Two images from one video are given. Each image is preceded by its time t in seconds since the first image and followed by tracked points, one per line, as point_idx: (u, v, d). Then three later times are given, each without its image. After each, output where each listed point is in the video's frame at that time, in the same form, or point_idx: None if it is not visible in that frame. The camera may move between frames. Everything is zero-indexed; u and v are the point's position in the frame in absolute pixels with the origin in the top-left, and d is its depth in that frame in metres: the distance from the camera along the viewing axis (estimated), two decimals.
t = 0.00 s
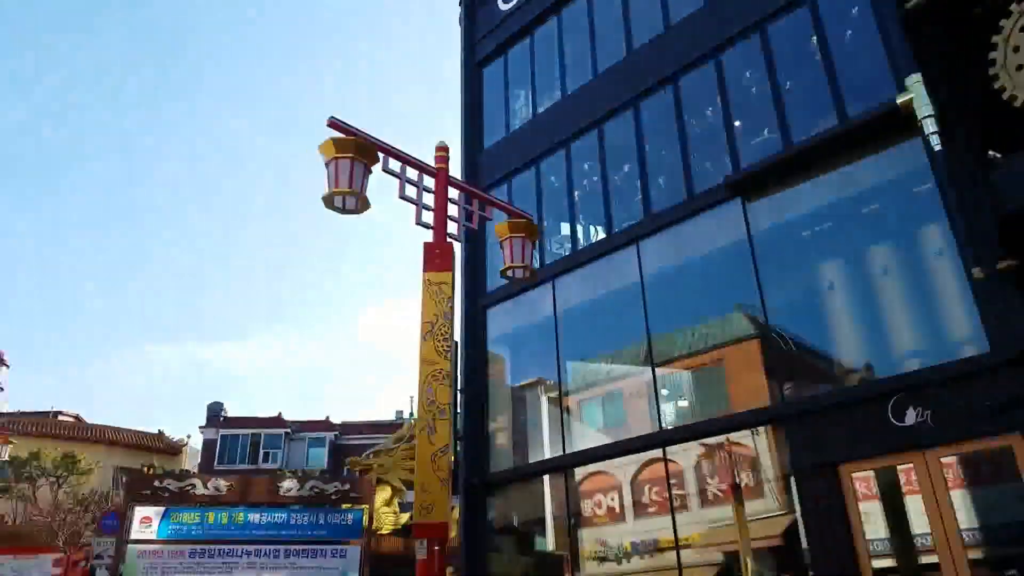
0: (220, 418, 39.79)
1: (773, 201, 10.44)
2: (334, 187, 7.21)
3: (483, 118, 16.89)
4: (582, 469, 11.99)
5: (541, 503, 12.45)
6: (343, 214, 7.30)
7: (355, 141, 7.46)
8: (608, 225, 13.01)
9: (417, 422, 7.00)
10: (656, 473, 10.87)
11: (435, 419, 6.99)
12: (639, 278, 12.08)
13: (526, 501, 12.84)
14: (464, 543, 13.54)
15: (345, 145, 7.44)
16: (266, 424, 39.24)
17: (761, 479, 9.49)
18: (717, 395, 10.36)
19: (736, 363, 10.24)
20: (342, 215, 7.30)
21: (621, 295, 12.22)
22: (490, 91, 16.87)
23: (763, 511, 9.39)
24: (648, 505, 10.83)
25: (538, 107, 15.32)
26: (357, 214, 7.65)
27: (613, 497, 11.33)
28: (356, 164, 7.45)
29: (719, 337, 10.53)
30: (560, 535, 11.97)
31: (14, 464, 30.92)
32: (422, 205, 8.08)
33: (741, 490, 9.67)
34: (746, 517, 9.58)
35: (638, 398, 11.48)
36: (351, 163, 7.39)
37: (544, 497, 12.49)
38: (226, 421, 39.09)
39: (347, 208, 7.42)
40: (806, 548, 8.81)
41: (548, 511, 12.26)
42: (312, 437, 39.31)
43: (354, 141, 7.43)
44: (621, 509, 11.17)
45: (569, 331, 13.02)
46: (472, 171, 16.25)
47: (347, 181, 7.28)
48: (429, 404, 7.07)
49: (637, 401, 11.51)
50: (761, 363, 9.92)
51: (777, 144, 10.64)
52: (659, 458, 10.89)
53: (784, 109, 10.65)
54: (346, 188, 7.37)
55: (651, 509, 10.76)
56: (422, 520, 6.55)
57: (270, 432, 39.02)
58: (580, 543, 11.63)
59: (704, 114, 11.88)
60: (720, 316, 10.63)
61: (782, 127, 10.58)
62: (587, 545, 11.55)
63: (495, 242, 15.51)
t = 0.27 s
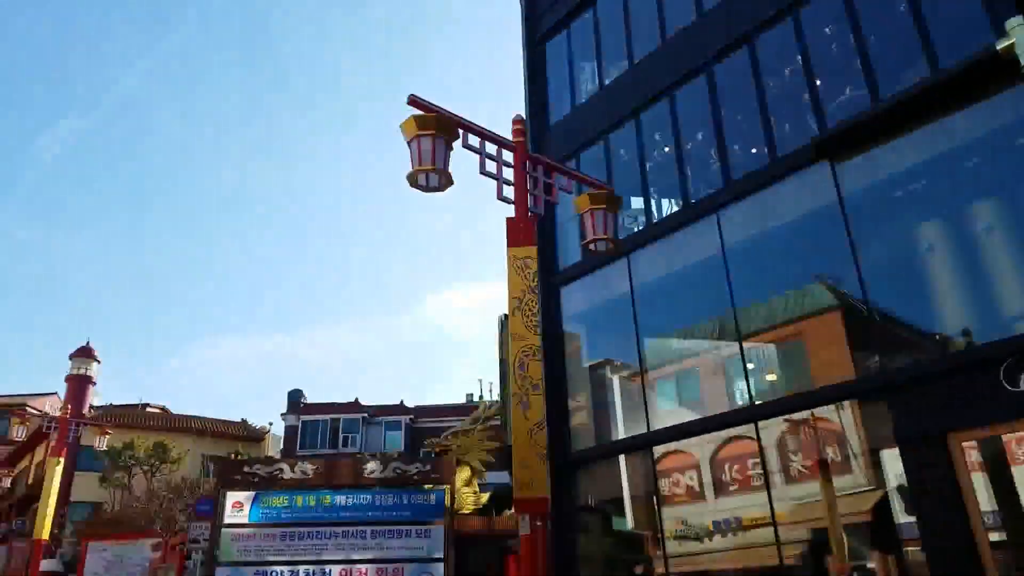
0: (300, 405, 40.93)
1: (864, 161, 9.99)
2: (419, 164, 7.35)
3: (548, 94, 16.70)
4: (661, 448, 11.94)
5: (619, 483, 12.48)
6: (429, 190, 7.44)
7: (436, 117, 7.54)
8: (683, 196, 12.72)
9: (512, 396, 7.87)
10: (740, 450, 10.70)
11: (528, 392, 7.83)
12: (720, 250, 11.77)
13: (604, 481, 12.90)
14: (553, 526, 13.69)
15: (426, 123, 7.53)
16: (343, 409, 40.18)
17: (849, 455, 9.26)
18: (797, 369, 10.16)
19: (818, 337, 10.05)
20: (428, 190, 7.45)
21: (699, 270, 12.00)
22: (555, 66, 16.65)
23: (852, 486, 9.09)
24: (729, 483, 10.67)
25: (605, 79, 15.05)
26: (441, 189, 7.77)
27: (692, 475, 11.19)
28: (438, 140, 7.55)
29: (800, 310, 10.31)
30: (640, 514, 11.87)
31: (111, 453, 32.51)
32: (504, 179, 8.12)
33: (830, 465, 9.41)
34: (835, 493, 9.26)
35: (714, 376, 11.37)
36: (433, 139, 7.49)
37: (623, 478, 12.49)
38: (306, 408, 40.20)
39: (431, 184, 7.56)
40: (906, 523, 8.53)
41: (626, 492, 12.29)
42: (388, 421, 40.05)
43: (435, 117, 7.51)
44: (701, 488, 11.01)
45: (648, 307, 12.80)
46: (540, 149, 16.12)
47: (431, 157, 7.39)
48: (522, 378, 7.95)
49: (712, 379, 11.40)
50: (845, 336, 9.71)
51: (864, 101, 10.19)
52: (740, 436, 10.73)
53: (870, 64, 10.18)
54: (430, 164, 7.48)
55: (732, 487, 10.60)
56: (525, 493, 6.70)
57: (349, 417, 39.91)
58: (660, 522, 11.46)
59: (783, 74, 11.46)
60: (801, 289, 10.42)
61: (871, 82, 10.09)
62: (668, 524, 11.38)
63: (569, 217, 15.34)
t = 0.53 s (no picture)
0: (383, 393, 41.81)
1: (971, 119, 9.39)
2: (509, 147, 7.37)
3: (622, 70, 16.42)
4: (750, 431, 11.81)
5: (706, 467, 12.48)
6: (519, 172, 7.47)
7: (525, 98, 7.50)
8: (773, 167, 12.28)
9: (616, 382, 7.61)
10: (833, 430, 10.46)
11: (634, 377, 7.54)
12: (817, 221, 11.30)
13: (697, 464, 12.80)
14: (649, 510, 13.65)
15: (516, 104, 7.51)
16: (424, 397, 40.81)
17: (951, 431, 8.95)
18: (897, 343, 9.76)
19: (915, 308, 9.65)
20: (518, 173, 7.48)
21: (785, 245, 11.72)
22: (628, 41, 16.35)
23: (955, 464, 8.85)
24: (823, 464, 10.50)
25: (683, 50, 14.69)
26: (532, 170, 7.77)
27: (783, 457, 11.12)
28: (528, 121, 7.53)
29: (893, 282, 9.96)
30: (731, 499, 11.89)
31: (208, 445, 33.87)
32: (595, 156, 8.06)
33: (931, 442, 9.13)
34: (937, 472, 9.03)
35: (806, 353, 11.12)
36: (523, 120, 7.48)
37: (713, 461, 12.45)
38: (388, 396, 41.02)
39: (521, 166, 7.57)
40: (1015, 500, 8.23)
41: (716, 475, 12.28)
42: (468, 407, 40.46)
43: (524, 98, 7.47)
44: (793, 470, 10.92)
45: (739, 284, 12.47)
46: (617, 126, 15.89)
47: (521, 140, 7.39)
48: (626, 362, 7.63)
49: (805, 356, 11.14)
50: (940, 307, 9.32)
51: (968, 55, 9.61)
52: (834, 415, 10.46)
53: (974, 15, 9.59)
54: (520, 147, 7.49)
55: (826, 469, 10.44)
56: (636, 481, 6.98)
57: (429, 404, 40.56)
58: (752, 505, 11.46)
59: (876, 33, 10.92)
60: (895, 259, 10.05)
61: (977, 34, 9.48)
62: (760, 507, 11.34)
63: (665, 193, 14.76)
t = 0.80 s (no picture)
0: (466, 374, 42.19)
1: None
2: (601, 111, 7.68)
3: (705, 33, 16.05)
4: (844, 403, 11.65)
5: (802, 444, 12.31)
6: (611, 135, 7.77)
7: (616, 60, 7.72)
8: (874, 122, 11.71)
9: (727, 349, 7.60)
10: (936, 401, 10.21)
11: (748, 344, 7.54)
12: (925, 174, 10.69)
13: (791, 439, 12.67)
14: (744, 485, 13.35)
15: (608, 66, 7.73)
16: (507, 377, 40.97)
17: None
18: (1008, 301, 9.33)
19: None
20: (610, 136, 7.78)
21: (881, 208, 11.30)
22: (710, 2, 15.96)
23: None
24: (926, 436, 10.30)
25: (769, 6, 14.27)
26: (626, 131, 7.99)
27: (883, 430, 10.91)
28: (620, 82, 7.75)
29: (995, 244, 9.65)
30: (827, 474, 11.76)
31: (305, 429, 34.92)
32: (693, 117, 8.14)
33: None
34: None
35: (902, 321, 10.82)
36: (615, 84, 7.72)
37: (807, 436, 12.32)
38: (471, 377, 41.36)
39: (615, 130, 7.85)
40: None
41: (811, 450, 12.13)
42: (550, 386, 40.29)
43: (615, 60, 7.70)
44: (894, 442, 10.74)
45: (840, 248, 12.00)
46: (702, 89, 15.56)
47: (612, 102, 7.67)
48: (736, 329, 7.58)
49: (901, 324, 10.84)
50: None
51: None
52: (937, 385, 10.19)
53: None
54: (613, 109, 7.75)
55: (930, 441, 10.24)
56: (753, 452, 7.09)
57: (512, 384, 40.69)
58: (851, 479, 11.32)
59: None
60: (996, 220, 9.69)
61: None
62: (858, 481, 11.22)
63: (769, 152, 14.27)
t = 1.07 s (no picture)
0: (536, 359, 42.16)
1: None
2: (688, 69, 7.45)
3: None
4: (936, 380, 11.45)
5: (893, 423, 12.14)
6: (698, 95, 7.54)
7: (705, 15, 7.42)
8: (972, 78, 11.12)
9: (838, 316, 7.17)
10: None
11: (860, 312, 7.09)
12: None
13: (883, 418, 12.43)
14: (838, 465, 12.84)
15: (695, 21, 7.43)
16: (578, 360, 40.76)
17: None
18: None
19: None
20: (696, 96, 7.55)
21: (969, 179, 11.02)
22: None
23: None
24: None
25: None
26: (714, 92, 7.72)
27: (977, 406, 10.70)
28: (708, 39, 7.45)
29: None
30: (922, 452, 11.58)
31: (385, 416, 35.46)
32: (784, 71, 8.01)
33: None
34: None
35: (994, 291, 10.54)
36: (704, 36, 7.45)
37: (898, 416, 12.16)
38: (542, 361, 41.32)
39: (701, 89, 7.59)
40: None
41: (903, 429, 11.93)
42: (622, 369, 39.87)
43: (703, 15, 7.40)
44: (993, 419, 10.48)
45: (938, 212, 11.46)
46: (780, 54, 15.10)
47: (700, 61, 7.41)
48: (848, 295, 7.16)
49: (993, 294, 10.57)
50: None
51: None
52: None
53: None
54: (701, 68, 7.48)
55: None
56: (870, 428, 6.69)
57: (584, 368, 40.45)
58: (947, 458, 11.12)
59: None
60: None
61: None
62: (956, 460, 11.00)
63: (863, 109, 13.48)
